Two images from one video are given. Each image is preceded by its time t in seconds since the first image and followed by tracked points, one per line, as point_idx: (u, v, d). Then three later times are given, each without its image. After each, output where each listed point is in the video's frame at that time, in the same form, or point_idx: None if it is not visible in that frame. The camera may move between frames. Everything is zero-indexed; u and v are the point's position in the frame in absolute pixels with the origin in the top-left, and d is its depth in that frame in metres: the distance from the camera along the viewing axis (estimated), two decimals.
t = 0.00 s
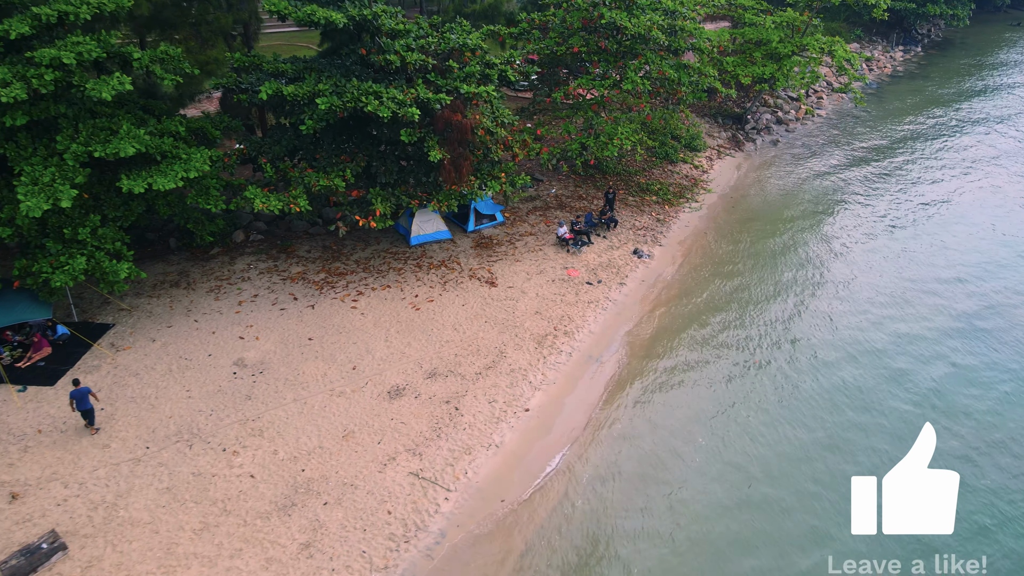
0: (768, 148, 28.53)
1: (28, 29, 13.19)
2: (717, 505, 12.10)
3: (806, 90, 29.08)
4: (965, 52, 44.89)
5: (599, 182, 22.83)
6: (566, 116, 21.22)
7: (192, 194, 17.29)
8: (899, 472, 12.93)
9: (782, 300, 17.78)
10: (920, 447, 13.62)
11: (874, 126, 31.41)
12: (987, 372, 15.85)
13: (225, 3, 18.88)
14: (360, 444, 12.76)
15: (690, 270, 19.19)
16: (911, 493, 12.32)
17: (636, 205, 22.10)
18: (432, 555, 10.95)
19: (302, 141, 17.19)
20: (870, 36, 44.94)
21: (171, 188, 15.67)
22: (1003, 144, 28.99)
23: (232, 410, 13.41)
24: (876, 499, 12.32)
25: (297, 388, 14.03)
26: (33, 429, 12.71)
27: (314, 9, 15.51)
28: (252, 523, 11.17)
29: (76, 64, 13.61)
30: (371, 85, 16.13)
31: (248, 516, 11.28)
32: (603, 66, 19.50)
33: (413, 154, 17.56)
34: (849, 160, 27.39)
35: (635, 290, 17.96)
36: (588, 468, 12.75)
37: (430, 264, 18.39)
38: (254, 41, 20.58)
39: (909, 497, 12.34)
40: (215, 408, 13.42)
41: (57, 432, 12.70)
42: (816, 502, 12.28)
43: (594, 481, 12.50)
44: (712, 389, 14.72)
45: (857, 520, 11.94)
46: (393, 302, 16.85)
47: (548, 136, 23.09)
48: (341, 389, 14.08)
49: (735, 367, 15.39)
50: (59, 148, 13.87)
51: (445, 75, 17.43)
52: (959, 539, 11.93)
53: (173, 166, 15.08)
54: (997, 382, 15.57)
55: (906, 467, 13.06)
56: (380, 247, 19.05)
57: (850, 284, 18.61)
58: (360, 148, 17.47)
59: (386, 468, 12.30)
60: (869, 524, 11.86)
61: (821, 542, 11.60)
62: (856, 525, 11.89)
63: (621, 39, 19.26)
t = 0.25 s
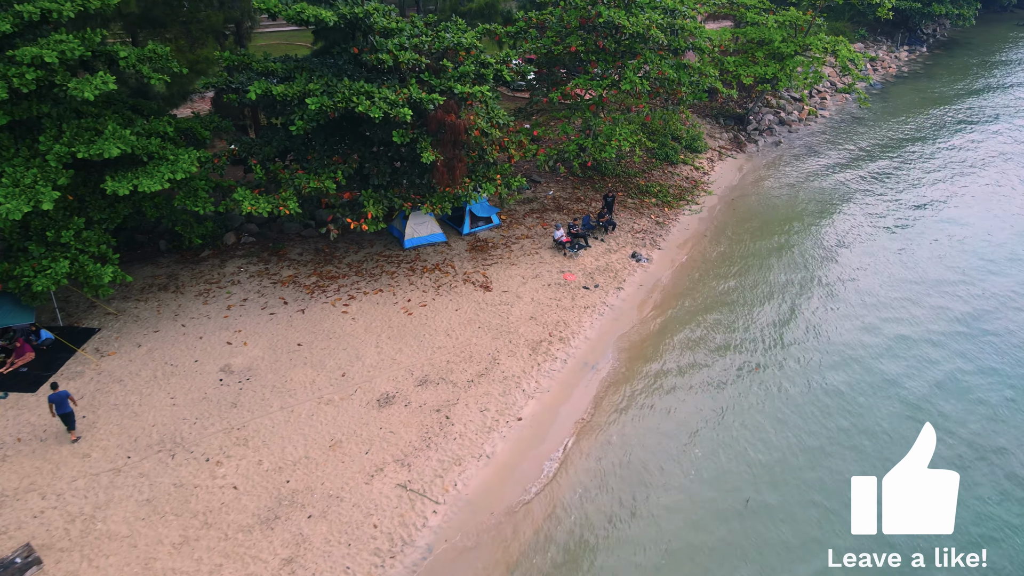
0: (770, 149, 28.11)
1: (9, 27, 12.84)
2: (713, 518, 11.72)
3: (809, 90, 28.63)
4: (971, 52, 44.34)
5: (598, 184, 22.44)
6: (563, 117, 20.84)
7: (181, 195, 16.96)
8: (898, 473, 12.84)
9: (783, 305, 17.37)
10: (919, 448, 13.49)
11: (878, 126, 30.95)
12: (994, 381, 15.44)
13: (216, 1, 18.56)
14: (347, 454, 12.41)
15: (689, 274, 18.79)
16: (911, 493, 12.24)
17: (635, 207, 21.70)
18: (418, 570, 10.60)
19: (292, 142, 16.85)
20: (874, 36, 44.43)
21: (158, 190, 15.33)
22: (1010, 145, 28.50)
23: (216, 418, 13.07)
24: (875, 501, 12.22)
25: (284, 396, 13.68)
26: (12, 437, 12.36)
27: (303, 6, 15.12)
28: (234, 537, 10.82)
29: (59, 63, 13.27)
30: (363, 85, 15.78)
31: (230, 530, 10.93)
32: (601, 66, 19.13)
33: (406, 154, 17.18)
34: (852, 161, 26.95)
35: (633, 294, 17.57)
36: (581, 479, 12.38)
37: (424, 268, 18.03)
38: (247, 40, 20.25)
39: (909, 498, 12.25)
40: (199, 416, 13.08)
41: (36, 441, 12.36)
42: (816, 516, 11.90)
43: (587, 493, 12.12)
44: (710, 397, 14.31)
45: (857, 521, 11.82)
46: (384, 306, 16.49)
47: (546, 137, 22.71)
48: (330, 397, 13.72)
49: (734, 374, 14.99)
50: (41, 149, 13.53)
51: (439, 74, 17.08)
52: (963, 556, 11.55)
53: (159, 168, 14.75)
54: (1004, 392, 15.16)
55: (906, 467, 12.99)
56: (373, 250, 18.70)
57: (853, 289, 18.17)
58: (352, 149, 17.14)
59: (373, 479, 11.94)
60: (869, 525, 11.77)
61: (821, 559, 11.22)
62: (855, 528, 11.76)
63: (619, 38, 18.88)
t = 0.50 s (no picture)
0: (773, 153, 27.64)
1: None
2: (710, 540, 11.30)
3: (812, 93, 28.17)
4: (978, 54, 43.75)
5: (596, 189, 22.05)
6: (561, 121, 20.47)
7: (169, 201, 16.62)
8: (898, 473, 12.73)
9: (785, 316, 16.92)
10: (919, 448, 13.39)
11: (883, 129, 30.44)
12: (1003, 394, 14.93)
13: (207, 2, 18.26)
14: (332, 471, 12.04)
15: (688, 282, 18.36)
16: (911, 493, 12.16)
17: (634, 212, 21.29)
18: None
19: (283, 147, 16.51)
20: (879, 38, 43.91)
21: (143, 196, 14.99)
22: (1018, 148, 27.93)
23: (199, 432, 12.72)
24: (875, 502, 12.14)
25: (269, 409, 13.32)
26: None
27: (291, 8, 14.70)
28: (212, 558, 10.46)
29: (39, 67, 12.94)
30: (354, 89, 15.39)
31: (208, 551, 10.57)
32: (599, 70, 18.73)
33: (399, 160, 16.81)
34: (857, 165, 26.47)
35: (630, 304, 17.15)
36: (573, 498, 11.96)
37: (417, 275, 17.65)
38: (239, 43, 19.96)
39: (909, 498, 12.17)
40: (181, 430, 12.73)
41: (13, 456, 12.00)
42: (817, 538, 11.46)
43: (579, 513, 11.71)
44: (707, 412, 13.86)
45: (856, 521, 11.77)
46: (375, 315, 16.12)
47: (544, 142, 22.34)
48: (317, 410, 13.36)
49: (733, 388, 14.55)
50: (22, 155, 13.19)
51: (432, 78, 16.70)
52: None
53: (144, 173, 14.40)
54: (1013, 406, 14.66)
55: (906, 467, 12.88)
56: (365, 257, 18.34)
57: (856, 298, 17.69)
58: (344, 154, 16.80)
59: (358, 497, 11.56)
60: (869, 525, 11.71)
61: None
62: (855, 528, 11.70)
63: (617, 41, 18.50)
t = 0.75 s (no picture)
0: (776, 157, 27.26)
1: None
2: (706, 561, 10.98)
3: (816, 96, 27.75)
4: (985, 56, 43.23)
5: (595, 195, 21.73)
6: (559, 125, 20.13)
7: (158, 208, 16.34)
8: (898, 474, 12.67)
9: (786, 326, 16.54)
10: (919, 448, 13.32)
11: (888, 132, 30.01)
12: (1012, 408, 14.49)
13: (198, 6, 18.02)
14: (319, 487, 11.72)
15: (687, 290, 17.99)
16: (911, 493, 12.11)
17: (633, 218, 20.94)
18: None
19: (274, 153, 16.22)
20: (884, 40, 43.48)
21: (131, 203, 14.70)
22: None
23: (184, 446, 12.40)
24: (875, 502, 12.09)
25: (256, 421, 13.00)
26: None
27: (281, 12, 14.41)
28: None
29: (22, 71, 12.67)
30: (345, 94, 15.09)
31: (189, 571, 10.25)
32: (597, 73, 18.40)
33: (392, 165, 16.49)
34: (861, 169, 26.04)
35: (628, 313, 16.80)
36: (566, 517, 11.64)
37: (410, 283, 17.32)
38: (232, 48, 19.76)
39: (910, 498, 12.12)
40: (166, 444, 12.43)
41: None
42: (817, 560, 11.10)
43: (572, 532, 11.38)
44: (705, 427, 13.48)
45: (857, 521, 11.72)
46: (367, 324, 15.80)
47: (542, 146, 22.03)
48: (305, 423, 13.04)
49: (732, 401, 14.18)
50: (5, 161, 12.91)
51: (427, 82, 16.38)
52: None
53: (131, 179, 14.11)
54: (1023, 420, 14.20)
55: (905, 468, 12.83)
56: (358, 264, 18.03)
57: (860, 308, 17.25)
58: (336, 160, 16.49)
59: (344, 515, 11.23)
60: (869, 524, 11.66)
61: None
62: (855, 528, 11.65)
63: (615, 44, 18.19)
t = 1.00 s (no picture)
0: (778, 162, 26.81)
1: None
2: None
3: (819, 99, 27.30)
4: (993, 58, 42.61)
5: (593, 201, 21.35)
6: (556, 130, 19.76)
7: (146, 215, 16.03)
8: (898, 473, 12.61)
9: (787, 337, 16.10)
10: (919, 448, 13.23)
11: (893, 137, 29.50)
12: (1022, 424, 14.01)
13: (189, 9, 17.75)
14: (302, 506, 11.35)
15: (687, 299, 17.58)
16: (911, 493, 12.03)
17: (632, 225, 20.53)
18: None
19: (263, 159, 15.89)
20: (890, 42, 42.95)
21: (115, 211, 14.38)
22: None
23: (165, 462, 12.06)
24: (875, 502, 12.00)
25: (240, 436, 12.65)
26: None
27: (270, 15, 14.06)
28: None
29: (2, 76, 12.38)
30: (335, 99, 14.75)
31: None
32: (595, 78, 18.04)
33: (385, 172, 16.14)
34: (865, 174, 25.56)
35: (625, 323, 16.39)
36: (557, 536, 11.23)
37: (403, 292, 16.95)
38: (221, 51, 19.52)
39: (910, 499, 12.04)
40: (147, 460, 12.09)
41: None
42: None
43: (563, 552, 10.98)
44: (701, 444, 13.03)
45: (857, 521, 11.64)
46: (357, 335, 15.44)
47: (539, 152, 21.66)
48: (290, 438, 12.69)
49: (731, 415, 13.76)
50: None
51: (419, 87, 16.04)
52: None
53: (116, 187, 13.80)
54: None
55: (906, 467, 12.75)
56: (351, 272, 17.69)
57: (864, 320, 16.78)
58: (327, 167, 16.16)
59: (327, 536, 10.87)
60: (869, 525, 11.59)
61: None
62: (855, 528, 11.57)
63: (613, 48, 17.83)
